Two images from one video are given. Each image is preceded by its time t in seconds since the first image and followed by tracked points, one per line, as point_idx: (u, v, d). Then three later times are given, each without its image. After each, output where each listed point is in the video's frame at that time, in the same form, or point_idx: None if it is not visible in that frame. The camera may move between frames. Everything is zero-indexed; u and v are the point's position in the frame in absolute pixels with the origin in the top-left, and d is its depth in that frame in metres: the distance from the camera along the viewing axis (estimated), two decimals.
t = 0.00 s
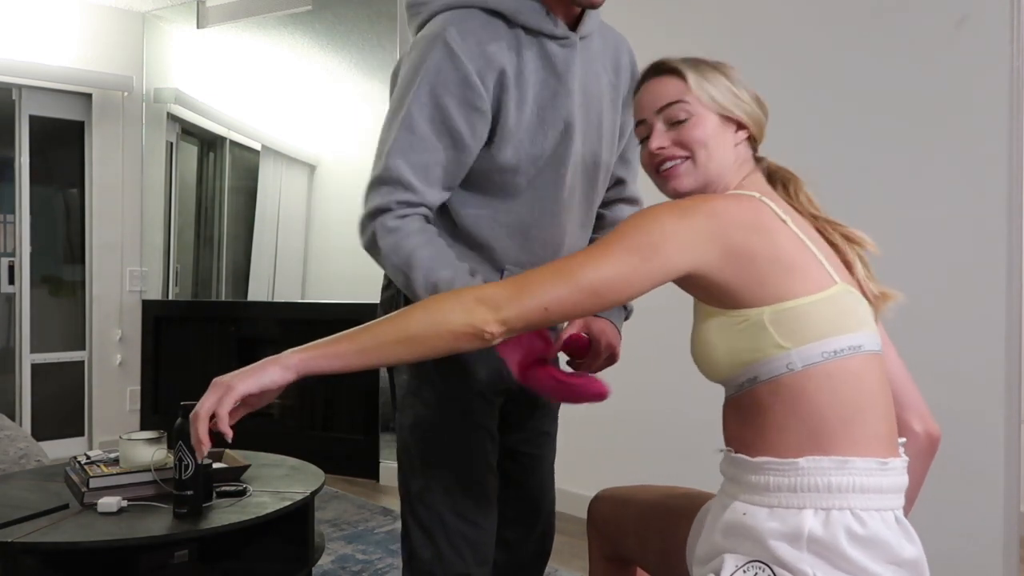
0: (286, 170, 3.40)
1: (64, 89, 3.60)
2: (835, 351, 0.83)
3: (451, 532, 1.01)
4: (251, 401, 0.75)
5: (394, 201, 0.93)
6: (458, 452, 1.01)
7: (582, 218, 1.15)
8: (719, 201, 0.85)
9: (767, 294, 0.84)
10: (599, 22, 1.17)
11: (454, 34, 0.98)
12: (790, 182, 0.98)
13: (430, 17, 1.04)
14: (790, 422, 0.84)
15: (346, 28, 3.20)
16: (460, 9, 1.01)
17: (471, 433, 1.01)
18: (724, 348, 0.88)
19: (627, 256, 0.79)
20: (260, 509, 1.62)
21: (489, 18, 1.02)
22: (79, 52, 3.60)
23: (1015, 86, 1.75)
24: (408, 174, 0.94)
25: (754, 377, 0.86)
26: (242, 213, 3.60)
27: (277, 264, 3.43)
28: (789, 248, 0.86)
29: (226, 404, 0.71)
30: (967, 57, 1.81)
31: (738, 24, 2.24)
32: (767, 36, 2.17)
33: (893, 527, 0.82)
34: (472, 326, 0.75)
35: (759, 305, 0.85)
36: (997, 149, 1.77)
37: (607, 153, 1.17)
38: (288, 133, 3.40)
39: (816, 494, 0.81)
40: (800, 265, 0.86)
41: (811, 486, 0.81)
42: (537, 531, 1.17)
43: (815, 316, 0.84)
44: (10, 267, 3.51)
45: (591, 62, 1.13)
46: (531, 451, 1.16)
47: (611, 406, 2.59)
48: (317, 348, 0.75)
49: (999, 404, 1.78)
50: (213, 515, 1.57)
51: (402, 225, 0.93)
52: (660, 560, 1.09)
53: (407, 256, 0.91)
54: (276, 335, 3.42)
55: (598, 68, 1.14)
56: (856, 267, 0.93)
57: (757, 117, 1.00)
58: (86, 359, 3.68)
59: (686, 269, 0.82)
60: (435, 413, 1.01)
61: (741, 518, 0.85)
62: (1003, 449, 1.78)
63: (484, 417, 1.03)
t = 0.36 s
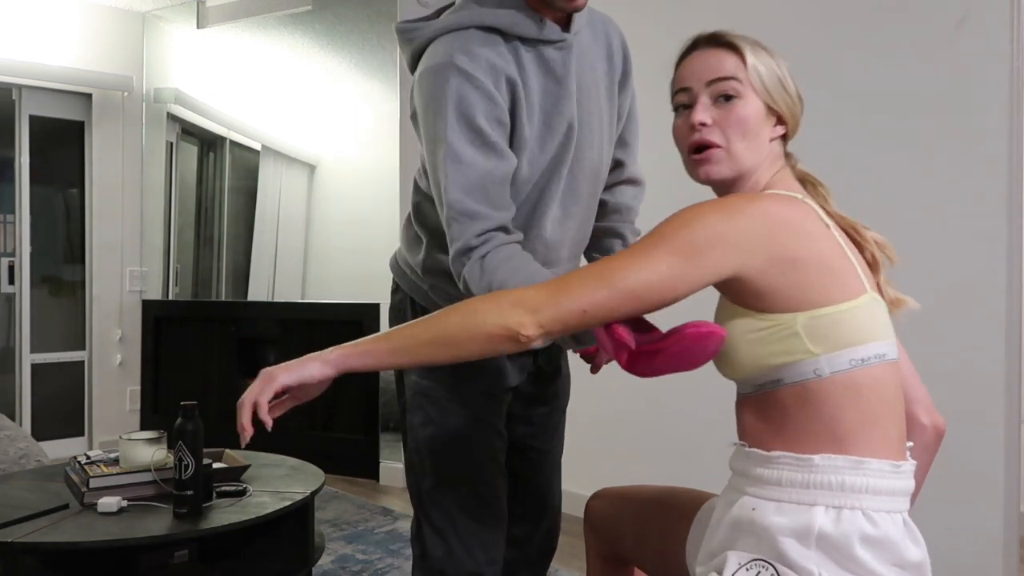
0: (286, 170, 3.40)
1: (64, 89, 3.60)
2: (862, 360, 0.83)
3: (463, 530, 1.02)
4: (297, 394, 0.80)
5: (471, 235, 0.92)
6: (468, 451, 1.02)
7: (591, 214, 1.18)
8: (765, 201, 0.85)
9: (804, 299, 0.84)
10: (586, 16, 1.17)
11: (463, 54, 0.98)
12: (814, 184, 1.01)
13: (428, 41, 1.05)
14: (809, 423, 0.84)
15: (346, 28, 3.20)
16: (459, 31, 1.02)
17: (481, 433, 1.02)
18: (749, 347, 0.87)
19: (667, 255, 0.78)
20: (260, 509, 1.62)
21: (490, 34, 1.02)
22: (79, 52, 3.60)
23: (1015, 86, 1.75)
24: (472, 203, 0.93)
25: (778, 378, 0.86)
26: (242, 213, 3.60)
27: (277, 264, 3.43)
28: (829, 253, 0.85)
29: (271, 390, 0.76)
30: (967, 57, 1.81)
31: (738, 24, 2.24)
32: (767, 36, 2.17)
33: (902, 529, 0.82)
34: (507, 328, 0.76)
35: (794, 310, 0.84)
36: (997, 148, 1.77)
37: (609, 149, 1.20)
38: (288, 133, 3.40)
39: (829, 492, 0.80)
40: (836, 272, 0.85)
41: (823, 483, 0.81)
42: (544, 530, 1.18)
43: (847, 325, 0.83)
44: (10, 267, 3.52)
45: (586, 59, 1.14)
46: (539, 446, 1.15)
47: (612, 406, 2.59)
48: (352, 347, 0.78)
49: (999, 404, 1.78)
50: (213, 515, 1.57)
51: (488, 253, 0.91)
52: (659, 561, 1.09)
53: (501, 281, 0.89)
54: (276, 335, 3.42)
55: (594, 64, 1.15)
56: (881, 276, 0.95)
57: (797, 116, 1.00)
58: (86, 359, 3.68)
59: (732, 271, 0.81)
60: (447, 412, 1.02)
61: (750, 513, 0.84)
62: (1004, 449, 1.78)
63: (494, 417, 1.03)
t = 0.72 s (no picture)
0: (286, 170, 3.40)
1: (64, 89, 3.60)
2: (918, 380, 0.85)
3: (463, 529, 1.03)
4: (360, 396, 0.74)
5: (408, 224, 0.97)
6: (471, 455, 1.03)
7: (585, 218, 1.17)
8: (862, 207, 0.83)
9: (882, 319, 0.83)
10: (586, 21, 1.18)
11: (447, 52, 1.01)
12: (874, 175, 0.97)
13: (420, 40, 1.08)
14: (848, 428, 0.84)
15: (346, 28, 3.20)
16: (450, 29, 1.04)
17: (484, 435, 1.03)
18: (813, 353, 0.84)
19: (769, 255, 0.76)
20: (260, 510, 1.62)
21: (480, 33, 1.04)
22: (80, 52, 3.60)
23: (1015, 87, 1.75)
24: (417, 195, 0.98)
25: (831, 386, 0.84)
26: (242, 213, 3.60)
27: (276, 264, 3.43)
28: (907, 268, 0.85)
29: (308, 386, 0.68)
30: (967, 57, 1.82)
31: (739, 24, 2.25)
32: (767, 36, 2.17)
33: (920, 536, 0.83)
34: (610, 327, 0.73)
35: (869, 325, 0.83)
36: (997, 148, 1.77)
37: (605, 155, 1.20)
38: (288, 133, 3.40)
39: (855, 491, 0.81)
40: (913, 293, 0.85)
41: (851, 482, 0.81)
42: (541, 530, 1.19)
43: (913, 345, 0.84)
44: (10, 266, 3.52)
45: (581, 61, 1.14)
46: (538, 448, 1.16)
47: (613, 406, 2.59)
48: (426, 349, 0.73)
49: (999, 404, 1.78)
50: (213, 515, 1.57)
51: (416, 247, 0.97)
52: (656, 561, 1.08)
53: (418, 279, 0.96)
54: (276, 335, 3.43)
55: (591, 67, 1.16)
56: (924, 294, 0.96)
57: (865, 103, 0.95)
58: (86, 359, 3.68)
59: (832, 281, 0.79)
60: (449, 413, 1.03)
61: (770, 504, 0.84)
62: (1004, 448, 1.78)
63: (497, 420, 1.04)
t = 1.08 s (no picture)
0: (286, 170, 3.40)
1: (64, 89, 3.60)
2: (898, 381, 0.84)
3: (464, 522, 1.07)
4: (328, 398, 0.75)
5: (390, 193, 1.04)
6: (470, 451, 1.06)
7: (572, 212, 1.19)
8: (836, 215, 0.82)
9: (854, 322, 0.82)
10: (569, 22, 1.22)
11: (424, 42, 1.09)
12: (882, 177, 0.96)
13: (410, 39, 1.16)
14: (833, 429, 0.84)
15: (346, 28, 3.20)
16: (432, 25, 1.13)
17: (483, 432, 1.06)
18: (787, 355, 0.85)
19: (724, 271, 0.78)
20: (260, 509, 1.62)
21: (458, 27, 1.12)
22: (80, 53, 3.60)
23: (1016, 85, 1.74)
24: (395, 168, 1.05)
25: (808, 386, 0.85)
26: (242, 213, 3.59)
27: (276, 264, 3.43)
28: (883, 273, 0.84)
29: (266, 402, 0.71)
30: (967, 56, 1.81)
31: (738, 24, 2.24)
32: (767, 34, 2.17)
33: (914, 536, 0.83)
34: (558, 338, 0.79)
35: (841, 328, 0.83)
36: (997, 148, 1.77)
37: (592, 152, 1.21)
38: (288, 133, 3.40)
39: (846, 492, 0.81)
40: (888, 294, 0.84)
41: (841, 483, 0.81)
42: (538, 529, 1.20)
43: (892, 347, 0.83)
44: (10, 266, 3.52)
45: (563, 59, 1.18)
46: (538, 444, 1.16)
47: (613, 406, 2.59)
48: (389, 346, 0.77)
49: (1000, 404, 1.78)
50: (213, 515, 1.56)
51: (399, 214, 1.03)
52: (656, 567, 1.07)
53: (405, 240, 1.01)
54: (276, 335, 3.43)
55: (575, 68, 1.19)
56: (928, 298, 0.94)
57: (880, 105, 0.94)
58: (86, 359, 3.68)
59: (794, 290, 0.80)
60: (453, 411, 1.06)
61: (765, 507, 0.84)
62: (1004, 449, 1.77)
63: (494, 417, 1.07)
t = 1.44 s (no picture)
0: (286, 170, 3.40)
1: (64, 89, 3.60)
2: (872, 378, 0.83)
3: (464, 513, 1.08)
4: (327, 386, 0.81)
5: (399, 179, 1.09)
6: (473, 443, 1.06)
7: (562, 202, 1.24)
8: (802, 214, 0.82)
9: (823, 319, 0.82)
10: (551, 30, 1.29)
11: (415, 42, 1.15)
12: (856, 171, 0.94)
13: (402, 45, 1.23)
14: (814, 431, 0.84)
15: (346, 28, 3.20)
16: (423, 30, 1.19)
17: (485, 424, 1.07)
18: (761, 358, 0.85)
19: (682, 268, 0.78)
20: (260, 509, 1.62)
21: (447, 31, 1.18)
22: (80, 53, 3.60)
23: (1015, 85, 1.74)
24: (402, 157, 1.10)
25: (784, 388, 0.85)
26: (242, 213, 3.59)
27: (276, 264, 3.43)
28: (851, 267, 0.83)
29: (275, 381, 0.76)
30: (966, 56, 1.81)
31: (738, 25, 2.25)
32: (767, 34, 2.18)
33: (903, 534, 0.83)
34: (517, 332, 0.80)
35: (812, 327, 0.82)
36: (996, 148, 1.77)
37: (576, 149, 1.27)
38: (288, 133, 3.40)
39: (831, 494, 0.81)
40: (857, 290, 0.83)
41: (827, 486, 0.81)
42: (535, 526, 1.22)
43: (862, 343, 0.82)
44: (10, 266, 3.52)
45: (545, 59, 1.25)
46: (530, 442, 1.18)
47: (612, 407, 2.59)
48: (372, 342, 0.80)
49: (1000, 404, 1.78)
50: (213, 515, 1.56)
51: (409, 195, 1.08)
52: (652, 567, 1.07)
53: (419, 217, 1.05)
54: (276, 335, 3.43)
55: (557, 68, 1.26)
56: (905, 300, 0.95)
57: (841, 98, 0.91)
58: (86, 359, 3.68)
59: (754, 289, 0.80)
60: (453, 405, 1.07)
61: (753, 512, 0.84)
62: (1004, 449, 1.77)
63: (497, 409, 1.08)
